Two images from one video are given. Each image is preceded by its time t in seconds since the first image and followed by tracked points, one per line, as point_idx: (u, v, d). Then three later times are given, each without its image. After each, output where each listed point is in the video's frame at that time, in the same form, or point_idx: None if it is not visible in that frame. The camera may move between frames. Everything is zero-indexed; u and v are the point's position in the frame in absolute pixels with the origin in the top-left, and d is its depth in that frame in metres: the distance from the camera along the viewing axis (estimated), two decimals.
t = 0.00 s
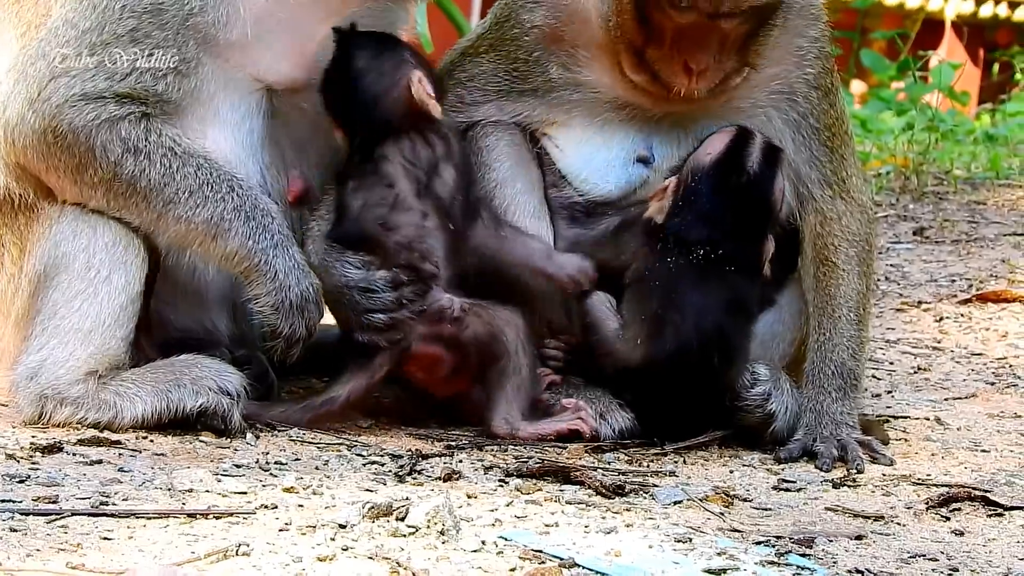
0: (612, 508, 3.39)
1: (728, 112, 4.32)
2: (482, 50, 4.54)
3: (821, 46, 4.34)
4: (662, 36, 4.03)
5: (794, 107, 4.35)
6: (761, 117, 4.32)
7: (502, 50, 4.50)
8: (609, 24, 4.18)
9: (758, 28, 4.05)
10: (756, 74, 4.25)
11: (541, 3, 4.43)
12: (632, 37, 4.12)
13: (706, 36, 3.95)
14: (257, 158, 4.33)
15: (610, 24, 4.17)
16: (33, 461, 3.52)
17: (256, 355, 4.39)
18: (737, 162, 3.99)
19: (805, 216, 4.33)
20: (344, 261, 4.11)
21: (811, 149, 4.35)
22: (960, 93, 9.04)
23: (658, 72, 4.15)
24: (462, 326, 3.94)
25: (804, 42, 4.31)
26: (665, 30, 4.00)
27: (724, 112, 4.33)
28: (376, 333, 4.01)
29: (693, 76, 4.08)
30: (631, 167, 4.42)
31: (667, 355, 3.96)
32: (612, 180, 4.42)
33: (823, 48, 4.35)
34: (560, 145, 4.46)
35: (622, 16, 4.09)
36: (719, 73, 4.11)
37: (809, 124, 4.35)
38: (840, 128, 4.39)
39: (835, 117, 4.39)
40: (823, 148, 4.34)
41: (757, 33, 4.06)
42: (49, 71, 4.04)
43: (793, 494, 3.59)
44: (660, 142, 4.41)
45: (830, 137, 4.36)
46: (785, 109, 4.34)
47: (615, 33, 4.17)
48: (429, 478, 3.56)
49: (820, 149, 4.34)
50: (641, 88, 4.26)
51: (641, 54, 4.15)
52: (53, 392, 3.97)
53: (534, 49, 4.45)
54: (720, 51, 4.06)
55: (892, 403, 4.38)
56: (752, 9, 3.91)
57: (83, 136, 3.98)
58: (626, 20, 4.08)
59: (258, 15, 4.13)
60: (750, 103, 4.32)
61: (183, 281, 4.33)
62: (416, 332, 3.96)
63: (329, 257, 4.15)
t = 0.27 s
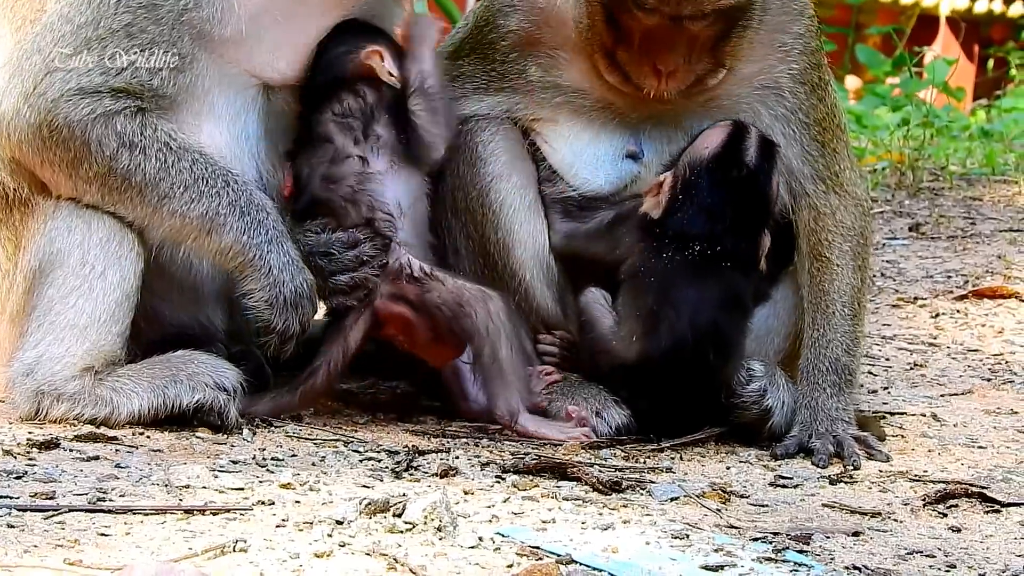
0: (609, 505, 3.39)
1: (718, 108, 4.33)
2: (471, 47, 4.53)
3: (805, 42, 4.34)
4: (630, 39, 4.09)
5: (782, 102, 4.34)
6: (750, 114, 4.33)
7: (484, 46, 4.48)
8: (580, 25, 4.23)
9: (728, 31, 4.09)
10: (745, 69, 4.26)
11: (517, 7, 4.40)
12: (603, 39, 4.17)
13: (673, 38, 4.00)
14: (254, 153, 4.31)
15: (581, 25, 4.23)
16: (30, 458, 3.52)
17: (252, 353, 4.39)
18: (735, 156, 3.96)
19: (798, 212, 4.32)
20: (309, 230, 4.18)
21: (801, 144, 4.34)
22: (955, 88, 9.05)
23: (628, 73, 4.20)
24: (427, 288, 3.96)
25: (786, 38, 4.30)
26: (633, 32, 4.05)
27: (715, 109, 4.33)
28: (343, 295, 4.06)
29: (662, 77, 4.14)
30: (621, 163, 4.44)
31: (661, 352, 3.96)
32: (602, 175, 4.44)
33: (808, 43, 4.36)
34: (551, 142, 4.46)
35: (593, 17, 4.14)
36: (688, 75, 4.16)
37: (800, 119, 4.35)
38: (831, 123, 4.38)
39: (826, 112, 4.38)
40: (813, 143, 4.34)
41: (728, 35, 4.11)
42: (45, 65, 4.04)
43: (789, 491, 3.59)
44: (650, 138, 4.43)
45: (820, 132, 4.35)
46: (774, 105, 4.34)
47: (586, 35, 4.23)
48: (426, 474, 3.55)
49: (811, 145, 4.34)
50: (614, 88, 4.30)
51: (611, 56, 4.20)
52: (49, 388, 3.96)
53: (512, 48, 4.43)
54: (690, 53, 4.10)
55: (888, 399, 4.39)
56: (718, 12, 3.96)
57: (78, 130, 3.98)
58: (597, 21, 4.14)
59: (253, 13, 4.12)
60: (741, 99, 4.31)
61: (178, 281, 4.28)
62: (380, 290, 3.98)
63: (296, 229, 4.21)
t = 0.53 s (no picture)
0: (607, 502, 3.39)
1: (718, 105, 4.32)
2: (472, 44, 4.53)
3: (807, 39, 4.33)
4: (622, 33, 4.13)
5: (784, 99, 4.33)
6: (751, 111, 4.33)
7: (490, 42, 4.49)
8: (577, 19, 4.28)
9: (723, 27, 4.13)
10: (743, 65, 4.26)
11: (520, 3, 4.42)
12: (598, 34, 4.22)
13: (664, 34, 4.04)
14: (250, 148, 4.30)
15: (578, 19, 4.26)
16: (28, 454, 3.51)
17: (249, 350, 4.39)
18: (738, 153, 4.04)
19: (799, 209, 4.31)
20: (323, 202, 4.14)
21: (801, 139, 4.32)
22: (951, 83, 9.05)
23: (621, 69, 4.23)
24: (434, 280, 3.99)
25: (787, 35, 4.30)
26: (625, 27, 4.09)
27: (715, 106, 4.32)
28: (350, 274, 4.05)
29: (653, 73, 4.17)
30: (622, 159, 4.43)
31: (661, 349, 3.95)
32: (604, 170, 4.43)
33: (810, 41, 4.34)
34: (553, 137, 4.45)
35: (588, 13, 4.18)
36: (680, 72, 4.19)
37: (802, 117, 4.33)
38: (832, 120, 4.37)
39: (827, 109, 4.37)
40: (815, 140, 4.32)
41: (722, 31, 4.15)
42: (43, 59, 4.02)
43: (787, 487, 3.60)
44: (651, 133, 4.41)
45: (822, 130, 4.34)
46: (776, 101, 4.32)
47: (581, 30, 4.28)
48: (424, 471, 3.55)
49: (812, 142, 4.32)
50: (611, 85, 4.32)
51: (605, 51, 4.24)
52: (47, 384, 3.95)
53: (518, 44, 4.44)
54: (682, 49, 4.13)
55: (885, 396, 4.39)
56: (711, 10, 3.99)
57: (75, 124, 3.97)
58: (592, 16, 4.18)
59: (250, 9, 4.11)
60: (740, 95, 4.31)
61: (175, 276, 4.27)
62: (390, 278, 4.00)
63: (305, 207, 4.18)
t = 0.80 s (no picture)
0: (609, 500, 3.39)
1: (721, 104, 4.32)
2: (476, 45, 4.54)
3: (809, 39, 4.36)
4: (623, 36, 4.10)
5: (787, 99, 4.34)
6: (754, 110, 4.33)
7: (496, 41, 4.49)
8: (580, 23, 4.26)
9: (724, 31, 4.11)
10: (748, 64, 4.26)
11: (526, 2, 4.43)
12: (600, 38, 4.18)
13: (666, 37, 4.01)
14: (250, 148, 4.30)
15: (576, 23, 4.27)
16: (30, 452, 3.51)
17: (250, 346, 4.39)
18: (744, 150, 4.00)
19: (801, 208, 4.33)
20: (390, 180, 4.12)
21: (805, 141, 4.36)
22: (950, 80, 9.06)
23: (624, 72, 4.20)
24: (496, 267, 3.99)
25: (791, 34, 4.32)
26: (627, 31, 4.07)
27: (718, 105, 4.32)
28: (420, 251, 4.04)
29: (656, 77, 4.13)
30: (626, 158, 4.42)
31: (664, 348, 3.92)
32: (607, 169, 4.42)
33: (812, 39, 4.37)
34: (557, 137, 4.45)
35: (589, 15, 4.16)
36: (683, 75, 4.16)
37: (804, 116, 4.36)
38: (835, 120, 4.40)
39: (830, 109, 4.40)
40: (817, 140, 4.35)
41: (723, 34, 4.12)
42: (45, 58, 4.02)
43: (789, 486, 3.60)
44: (655, 134, 4.39)
45: (825, 129, 4.36)
46: (778, 101, 4.34)
47: (583, 30, 4.24)
48: (426, 469, 3.56)
49: (815, 141, 4.35)
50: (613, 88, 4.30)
51: (607, 54, 4.20)
52: (50, 383, 3.95)
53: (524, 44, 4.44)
54: (684, 52, 4.10)
55: (886, 394, 4.39)
56: (713, 11, 3.97)
57: (77, 123, 3.96)
58: (592, 19, 4.16)
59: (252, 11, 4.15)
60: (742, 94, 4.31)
61: (175, 273, 4.27)
62: (453, 258, 4.02)
63: (364, 182, 4.14)
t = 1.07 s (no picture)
0: (615, 500, 3.39)
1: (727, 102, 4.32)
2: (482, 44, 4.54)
3: (814, 38, 4.35)
4: (634, 44, 4.09)
5: (793, 99, 4.34)
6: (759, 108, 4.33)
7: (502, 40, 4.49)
8: (586, 32, 4.25)
9: (733, 33, 4.12)
10: (752, 62, 4.26)
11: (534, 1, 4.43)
12: (609, 47, 4.17)
13: (675, 43, 4.01)
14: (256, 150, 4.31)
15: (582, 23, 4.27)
16: (37, 454, 3.51)
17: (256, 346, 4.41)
18: (755, 150, 3.99)
19: (808, 207, 4.32)
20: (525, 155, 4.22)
21: (812, 140, 4.35)
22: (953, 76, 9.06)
23: (634, 79, 4.19)
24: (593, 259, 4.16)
25: (796, 33, 4.33)
26: (636, 35, 4.05)
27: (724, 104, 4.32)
28: (554, 220, 4.17)
29: (666, 81, 4.12)
30: (635, 160, 4.43)
31: (670, 347, 3.94)
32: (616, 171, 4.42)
33: (818, 39, 4.37)
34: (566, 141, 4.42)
35: (596, 23, 4.15)
36: (692, 79, 4.15)
37: (812, 115, 4.36)
38: (841, 119, 4.40)
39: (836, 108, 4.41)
40: (823, 138, 4.35)
41: (732, 37, 4.13)
42: (50, 62, 4.01)
43: (795, 485, 3.60)
44: (663, 135, 4.39)
45: (831, 128, 4.36)
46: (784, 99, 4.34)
47: (590, 37, 4.23)
48: (432, 469, 3.55)
49: (821, 140, 4.35)
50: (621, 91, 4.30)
51: (616, 61, 4.18)
52: (57, 384, 3.93)
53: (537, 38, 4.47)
54: (694, 57, 4.10)
55: (892, 392, 4.39)
56: (722, 14, 3.98)
57: (83, 125, 3.95)
58: (600, 25, 4.15)
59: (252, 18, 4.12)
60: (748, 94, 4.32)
61: (179, 273, 4.28)
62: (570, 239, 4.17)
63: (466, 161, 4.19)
